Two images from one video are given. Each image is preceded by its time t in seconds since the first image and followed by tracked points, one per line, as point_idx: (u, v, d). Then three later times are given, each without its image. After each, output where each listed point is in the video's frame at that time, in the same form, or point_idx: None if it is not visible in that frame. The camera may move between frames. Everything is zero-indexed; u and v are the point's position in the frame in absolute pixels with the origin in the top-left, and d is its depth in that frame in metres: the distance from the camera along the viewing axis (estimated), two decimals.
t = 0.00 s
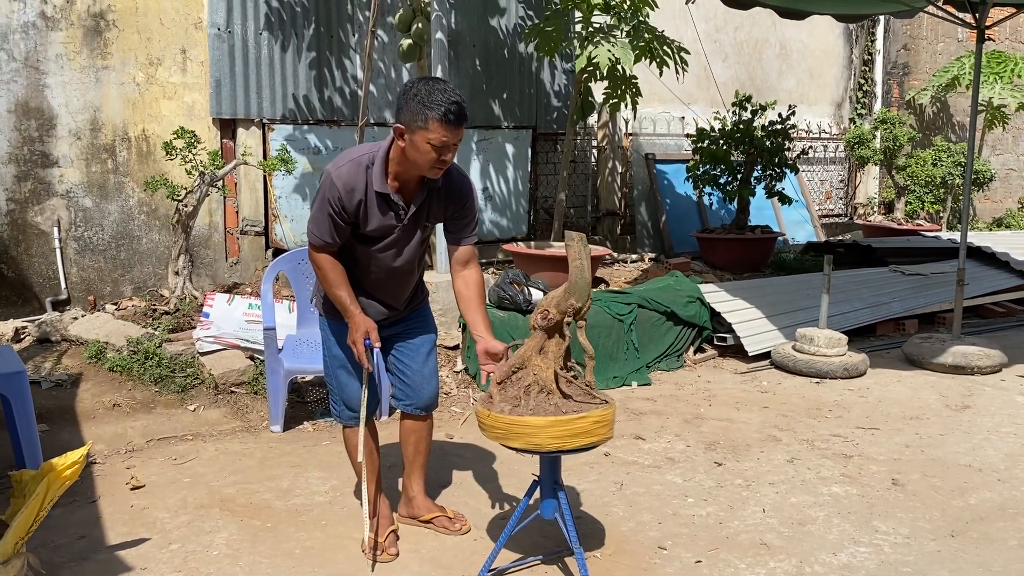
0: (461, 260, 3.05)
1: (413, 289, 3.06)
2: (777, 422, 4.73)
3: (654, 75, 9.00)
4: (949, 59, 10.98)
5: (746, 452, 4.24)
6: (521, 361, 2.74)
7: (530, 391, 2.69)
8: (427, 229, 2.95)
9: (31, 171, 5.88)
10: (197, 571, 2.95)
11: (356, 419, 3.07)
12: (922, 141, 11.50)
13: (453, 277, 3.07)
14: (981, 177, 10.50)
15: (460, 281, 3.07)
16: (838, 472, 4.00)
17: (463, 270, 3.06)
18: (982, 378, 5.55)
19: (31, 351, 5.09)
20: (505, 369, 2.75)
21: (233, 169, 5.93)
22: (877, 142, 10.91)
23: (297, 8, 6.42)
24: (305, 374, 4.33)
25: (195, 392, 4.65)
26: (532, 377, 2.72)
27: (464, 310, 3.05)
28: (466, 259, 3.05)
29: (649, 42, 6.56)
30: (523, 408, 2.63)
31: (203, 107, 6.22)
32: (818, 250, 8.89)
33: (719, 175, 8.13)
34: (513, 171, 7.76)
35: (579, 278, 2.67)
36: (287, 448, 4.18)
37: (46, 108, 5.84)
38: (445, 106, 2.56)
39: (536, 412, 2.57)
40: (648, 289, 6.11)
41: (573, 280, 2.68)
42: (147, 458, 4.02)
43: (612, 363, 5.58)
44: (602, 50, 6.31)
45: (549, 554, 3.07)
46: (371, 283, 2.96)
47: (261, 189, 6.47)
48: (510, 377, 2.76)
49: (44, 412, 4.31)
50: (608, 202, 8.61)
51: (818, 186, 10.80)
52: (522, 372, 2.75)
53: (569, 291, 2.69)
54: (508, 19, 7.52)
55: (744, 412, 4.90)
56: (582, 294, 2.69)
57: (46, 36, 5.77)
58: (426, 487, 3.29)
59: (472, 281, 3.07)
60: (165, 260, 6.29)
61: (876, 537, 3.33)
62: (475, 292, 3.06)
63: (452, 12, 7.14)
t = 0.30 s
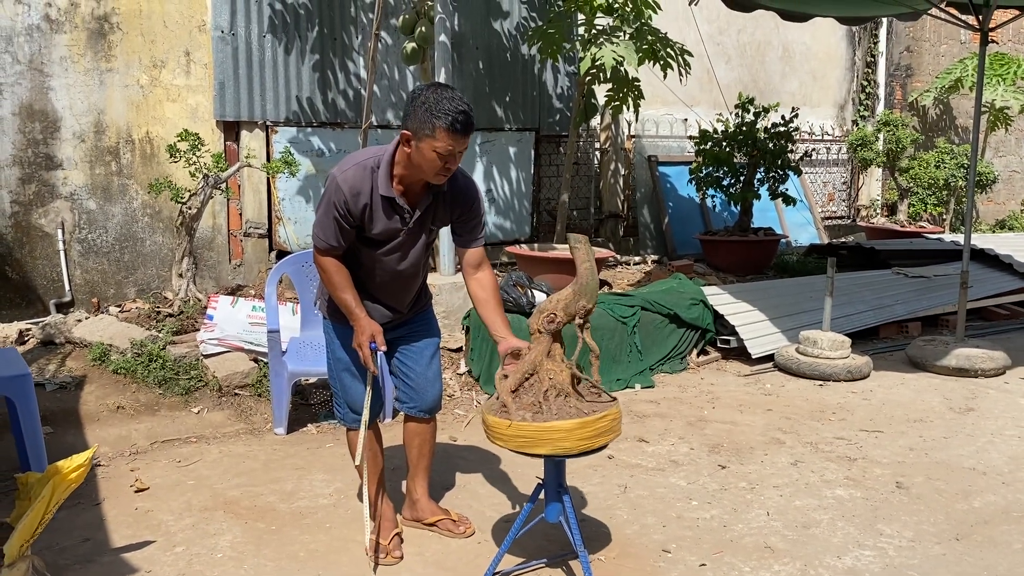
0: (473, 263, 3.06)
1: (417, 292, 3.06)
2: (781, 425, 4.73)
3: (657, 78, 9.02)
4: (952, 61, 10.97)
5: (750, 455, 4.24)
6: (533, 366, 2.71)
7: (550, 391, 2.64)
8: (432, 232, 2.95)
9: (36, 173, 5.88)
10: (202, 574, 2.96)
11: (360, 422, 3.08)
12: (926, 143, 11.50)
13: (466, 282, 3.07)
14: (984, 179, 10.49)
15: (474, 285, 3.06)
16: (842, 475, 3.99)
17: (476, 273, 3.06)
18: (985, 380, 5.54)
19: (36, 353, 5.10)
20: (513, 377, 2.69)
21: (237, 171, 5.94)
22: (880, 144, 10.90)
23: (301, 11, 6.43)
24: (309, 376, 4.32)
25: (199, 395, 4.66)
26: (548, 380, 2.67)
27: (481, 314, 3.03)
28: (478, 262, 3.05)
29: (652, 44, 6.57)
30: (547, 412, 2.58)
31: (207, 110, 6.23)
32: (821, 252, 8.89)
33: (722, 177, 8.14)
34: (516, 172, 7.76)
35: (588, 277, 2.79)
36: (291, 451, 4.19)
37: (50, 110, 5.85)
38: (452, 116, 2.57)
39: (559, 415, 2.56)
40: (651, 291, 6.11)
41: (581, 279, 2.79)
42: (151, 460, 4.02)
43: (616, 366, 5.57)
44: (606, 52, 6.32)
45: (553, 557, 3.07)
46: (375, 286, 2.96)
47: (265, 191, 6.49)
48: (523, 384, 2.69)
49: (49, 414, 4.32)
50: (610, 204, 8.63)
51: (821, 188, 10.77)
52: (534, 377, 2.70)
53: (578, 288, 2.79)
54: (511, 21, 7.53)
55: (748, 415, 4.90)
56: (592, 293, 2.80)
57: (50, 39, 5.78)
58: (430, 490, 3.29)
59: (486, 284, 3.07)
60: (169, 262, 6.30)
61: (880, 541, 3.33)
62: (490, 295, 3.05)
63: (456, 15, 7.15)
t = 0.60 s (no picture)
0: (468, 265, 3.07)
1: (421, 295, 3.06)
2: (785, 427, 4.73)
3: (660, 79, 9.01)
4: (955, 63, 10.98)
5: (754, 458, 4.24)
6: (548, 371, 2.70)
7: (569, 394, 2.65)
8: (435, 235, 2.96)
9: (40, 176, 5.90)
10: None
11: (366, 424, 3.08)
12: (929, 144, 11.50)
13: (460, 283, 3.08)
14: (988, 180, 10.48)
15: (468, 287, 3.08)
16: (846, 478, 3.99)
17: (470, 276, 3.07)
18: (989, 382, 5.53)
19: (40, 355, 5.11)
20: (528, 385, 2.67)
21: (242, 173, 5.95)
22: (883, 146, 10.88)
23: (305, 14, 6.43)
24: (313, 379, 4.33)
25: (203, 397, 4.67)
26: (564, 385, 2.67)
27: (470, 315, 3.06)
28: (473, 264, 3.06)
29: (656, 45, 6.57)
30: (572, 416, 2.57)
31: (211, 112, 6.24)
32: (824, 254, 8.89)
33: (725, 178, 8.14)
34: (519, 174, 7.76)
35: (589, 277, 2.81)
36: (295, 453, 4.19)
37: (55, 113, 5.87)
38: (454, 119, 2.57)
39: (583, 417, 2.56)
40: (654, 293, 6.11)
41: (581, 281, 2.80)
42: (156, 462, 4.03)
43: (619, 368, 5.57)
44: (609, 53, 6.31)
45: (558, 560, 3.07)
46: (379, 289, 2.96)
47: (268, 193, 6.50)
48: (540, 391, 2.67)
49: (54, 416, 4.33)
50: (613, 206, 8.63)
51: (824, 190, 10.76)
52: (550, 384, 2.69)
53: (579, 289, 2.81)
54: (515, 23, 7.54)
55: (751, 417, 4.90)
56: (592, 294, 2.81)
57: (55, 41, 5.80)
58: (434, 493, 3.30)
59: (480, 286, 3.08)
60: (173, 264, 6.32)
61: (884, 544, 3.33)
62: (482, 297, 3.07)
63: (459, 17, 7.16)
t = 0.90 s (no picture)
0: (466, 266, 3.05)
1: (425, 296, 3.06)
2: (789, 428, 4.72)
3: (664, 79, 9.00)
4: (960, 63, 10.96)
5: (758, 459, 4.23)
6: (565, 374, 2.69)
7: (585, 390, 2.68)
8: (438, 235, 2.95)
9: (45, 176, 5.91)
10: None
11: (369, 425, 3.08)
12: (933, 145, 11.48)
13: (455, 282, 3.05)
14: (993, 181, 10.45)
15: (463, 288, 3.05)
16: (850, 479, 3.98)
17: (467, 276, 3.04)
18: (994, 383, 5.52)
19: (44, 356, 5.13)
20: (548, 390, 2.64)
21: (245, 174, 5.95)
22: (887, 146, 10.86)
23: (309, 15, 6.44)
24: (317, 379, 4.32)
25: (207, 397, 4.67)
26: (581, 386, 2.68)
27: (462, 314, 3.07)
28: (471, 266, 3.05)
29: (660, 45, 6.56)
30: (596, 417, 2.59)
31: (214, 112, 6.25)
32: (828, 254, 8.88)
33: (729, 179, 8.12)
34: (522, 174, 7.75)
35: (590, 277, 2.84)
36: (299, 454, 4.19)
37: (59, 113, 5.88)
38: (455, 119, 2.57)
39: (605, 417, 2.59)
40: (658, 294, 6.11)
41: (582, 281, 2.83)
42: (160, 462, 4.04)
43: (623, 368, 5.57)
44: (613, 52, 6.30)
45: (562, 561, 3.07)
46: (383, 290, 2.96)
47: (272, 194, 6.51)
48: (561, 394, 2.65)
49: (58, 416, 4.34)
50: (617, 207, 8.62)
51: (828, 190, 10.75)
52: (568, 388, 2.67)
53: (580, 288, 2.83)
54: (517, 24, 7.54)
55: (755, 418, 4.89)
56: (593, 294, 2.84)
57: (59, 42, 5.81)
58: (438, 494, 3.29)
59: (475, 287, 3.06)
60: (177, 265, 6.32)
61: (888, 546, 3.32)
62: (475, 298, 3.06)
63: (463, 17, 7.15)
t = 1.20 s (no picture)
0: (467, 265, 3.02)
1: (428, 297, 3.06)
2: (792, 429, 4.71)
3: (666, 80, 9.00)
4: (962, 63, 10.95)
5: (761, 460, 4.23)
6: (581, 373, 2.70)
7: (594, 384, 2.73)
8: (441, 236, 2.96)
9: (48, 177, 5.91)
10: None
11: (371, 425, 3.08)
12: (936, 145, 11.48)
13: (456, 283, 3.03)
14: (996, 181, 10.44)
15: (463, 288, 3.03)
16: (853, 480, 3.97)
17: (467, 276, 3.02)
18: (997, 384, 5.51)
19: (48, 356, 5.14)
20: (571, 391, 2.63)
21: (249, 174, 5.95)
22: (890, 147, 10.86)
23: (312, 14, 6.44)
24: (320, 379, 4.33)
25: (210, 397, 4.68)
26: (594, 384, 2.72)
27: (461, 314, 3.05)
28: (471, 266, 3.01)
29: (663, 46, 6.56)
30: (614, 412, 2.66)
31: (218, 113, 6.26)
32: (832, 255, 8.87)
33: (732, 179, 8.10)
34: (525, 174, 7.76)
35: (583, 275, 2.83)
36: (302, 454, 4.20)
37: (62, 114, 5.89)
38: (461, 121, 2.58)
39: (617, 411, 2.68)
40: (661, 295, 6.12)
41: (577, 280, 2.81)
42: (163, 463, 4.04)
43: (625, 369, 5.57)
44: (615, 53, 6.30)
45: (564, 562, 3.07)
46: (386, 291, 2.96)
47: (275, 195, 6.52)
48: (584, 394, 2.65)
49: (61, 417, 4.35)
50: (620, 207, 8.61)
51: (831, 191, 10.73)
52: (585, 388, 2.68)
53: (576, 287, 2.82)
54: (519, 25, 7.54)
55: (758, 419, 4.88)
56: (588, 292, 2.84)
57: (62, 43, 5.82)
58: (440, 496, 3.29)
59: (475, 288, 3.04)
60: (181, 265, 6.33)
61: (892, 547, 3.31)
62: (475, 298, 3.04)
63: (466, 18, 7.15)
